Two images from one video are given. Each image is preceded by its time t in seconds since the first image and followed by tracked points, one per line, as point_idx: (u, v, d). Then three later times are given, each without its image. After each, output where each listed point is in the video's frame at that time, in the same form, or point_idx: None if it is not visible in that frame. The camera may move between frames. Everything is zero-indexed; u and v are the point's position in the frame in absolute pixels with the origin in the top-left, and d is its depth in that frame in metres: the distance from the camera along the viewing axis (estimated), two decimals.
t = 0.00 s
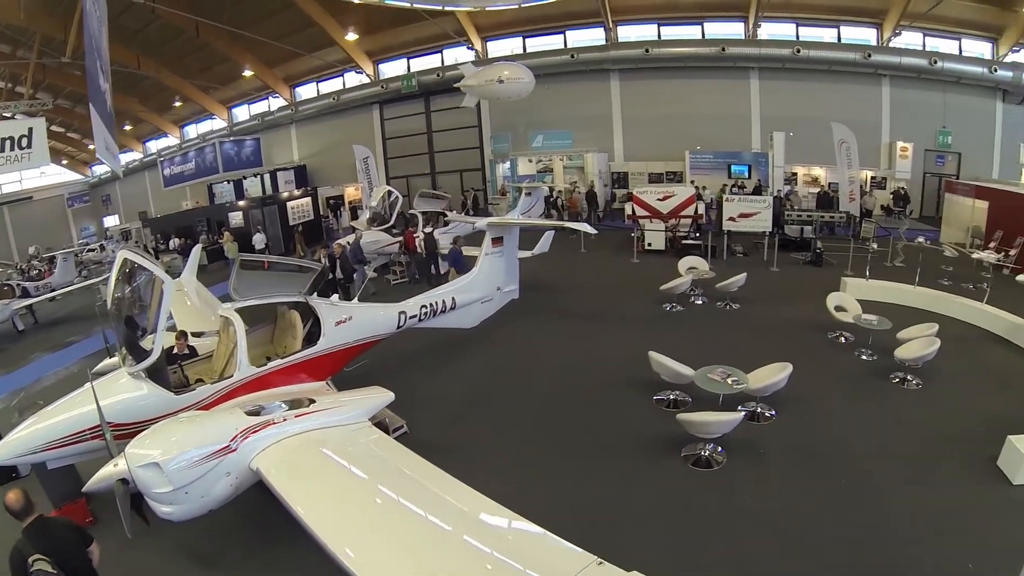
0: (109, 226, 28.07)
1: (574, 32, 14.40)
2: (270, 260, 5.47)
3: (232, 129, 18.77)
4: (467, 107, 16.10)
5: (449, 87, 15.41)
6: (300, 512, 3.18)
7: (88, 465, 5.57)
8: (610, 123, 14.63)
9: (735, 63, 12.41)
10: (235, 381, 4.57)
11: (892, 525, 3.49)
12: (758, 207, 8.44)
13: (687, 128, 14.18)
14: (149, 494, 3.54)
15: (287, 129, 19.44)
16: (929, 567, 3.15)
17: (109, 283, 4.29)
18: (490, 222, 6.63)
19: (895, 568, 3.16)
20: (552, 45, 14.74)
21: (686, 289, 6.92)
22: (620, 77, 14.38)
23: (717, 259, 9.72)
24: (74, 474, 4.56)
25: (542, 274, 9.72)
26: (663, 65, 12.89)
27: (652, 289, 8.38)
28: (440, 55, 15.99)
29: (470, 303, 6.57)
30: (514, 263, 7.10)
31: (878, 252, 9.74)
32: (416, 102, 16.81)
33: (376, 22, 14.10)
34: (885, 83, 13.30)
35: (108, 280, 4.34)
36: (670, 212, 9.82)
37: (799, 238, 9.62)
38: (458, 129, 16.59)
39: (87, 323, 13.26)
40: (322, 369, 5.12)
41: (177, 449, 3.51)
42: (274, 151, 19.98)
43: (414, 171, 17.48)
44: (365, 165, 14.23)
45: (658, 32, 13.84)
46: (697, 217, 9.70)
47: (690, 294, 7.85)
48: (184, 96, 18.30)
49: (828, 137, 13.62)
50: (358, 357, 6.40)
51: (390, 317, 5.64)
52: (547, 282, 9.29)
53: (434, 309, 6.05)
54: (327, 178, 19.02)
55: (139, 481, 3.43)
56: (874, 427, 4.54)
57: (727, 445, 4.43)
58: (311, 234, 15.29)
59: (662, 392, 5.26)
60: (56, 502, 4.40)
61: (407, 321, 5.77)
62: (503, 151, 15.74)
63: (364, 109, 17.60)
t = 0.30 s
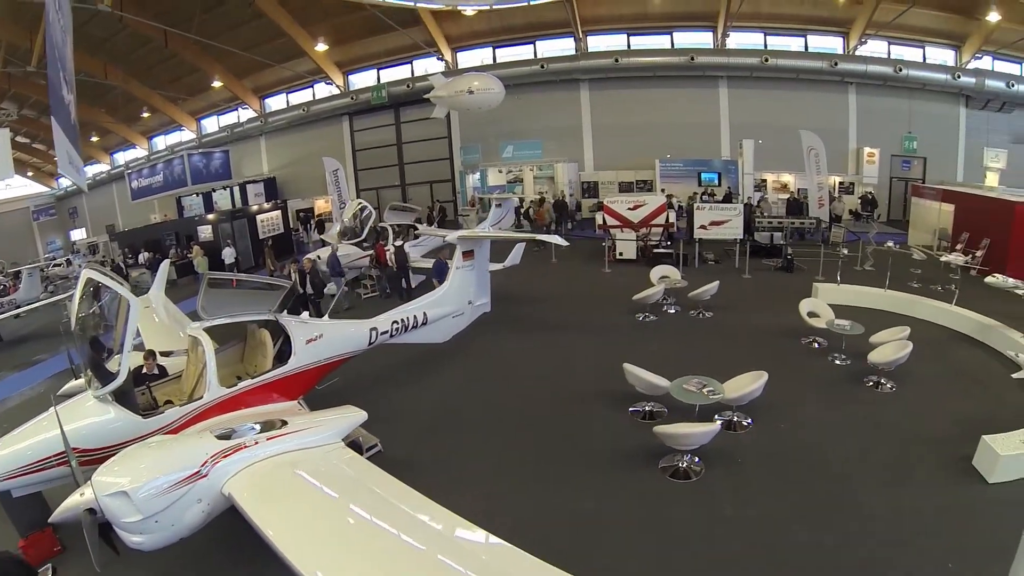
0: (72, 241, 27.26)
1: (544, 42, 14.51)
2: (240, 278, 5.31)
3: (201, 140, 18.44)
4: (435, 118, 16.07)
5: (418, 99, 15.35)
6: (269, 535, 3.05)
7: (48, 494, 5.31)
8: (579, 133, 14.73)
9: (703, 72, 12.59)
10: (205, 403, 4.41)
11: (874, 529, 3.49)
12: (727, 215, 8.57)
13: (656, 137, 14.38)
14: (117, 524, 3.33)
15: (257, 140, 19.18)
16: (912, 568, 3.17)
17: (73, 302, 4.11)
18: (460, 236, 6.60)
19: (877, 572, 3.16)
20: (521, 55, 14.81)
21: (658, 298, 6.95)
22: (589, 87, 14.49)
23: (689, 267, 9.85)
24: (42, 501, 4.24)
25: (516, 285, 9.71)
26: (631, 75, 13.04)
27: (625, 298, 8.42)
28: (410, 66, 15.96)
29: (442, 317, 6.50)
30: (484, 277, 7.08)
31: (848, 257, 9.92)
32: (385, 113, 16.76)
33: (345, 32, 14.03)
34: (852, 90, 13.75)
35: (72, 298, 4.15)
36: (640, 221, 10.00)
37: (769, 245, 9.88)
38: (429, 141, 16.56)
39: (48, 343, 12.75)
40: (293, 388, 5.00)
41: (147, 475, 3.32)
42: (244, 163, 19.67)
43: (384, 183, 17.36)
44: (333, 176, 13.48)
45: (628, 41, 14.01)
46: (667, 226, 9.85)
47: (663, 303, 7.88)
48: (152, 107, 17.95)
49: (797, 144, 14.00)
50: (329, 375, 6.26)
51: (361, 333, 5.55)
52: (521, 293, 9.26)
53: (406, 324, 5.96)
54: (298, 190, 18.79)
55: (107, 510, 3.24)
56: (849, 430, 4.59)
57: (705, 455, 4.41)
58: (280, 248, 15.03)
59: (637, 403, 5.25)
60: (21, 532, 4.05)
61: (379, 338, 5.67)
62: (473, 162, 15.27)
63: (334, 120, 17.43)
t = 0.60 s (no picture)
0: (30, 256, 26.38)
1: (513, 52, 14.57)
2: (208, 295, 5.16)
3: (169, 151, 18.06)
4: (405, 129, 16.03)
5: (388, 109, 15.28)
6: (237, 558, 2.94)
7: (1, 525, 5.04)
8: (548, 144, 14.81)
9: (672, 81, 12.75)
10: (173, 425, 4.26)
11: (853, 534, 3.51)
12: (698, 223, 8.69)
13: (627, 146, 14.54)
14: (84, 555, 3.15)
15: (226, 151, 18.86)
16: (892, 571, 3.18)
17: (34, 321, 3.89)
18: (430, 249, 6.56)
19: None
20: (491, 64, 14.85)
21: (631, 308, 6.97)
22: (558, 96, 14.59)
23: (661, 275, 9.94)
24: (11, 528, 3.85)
25: (490, 296, 9.69)
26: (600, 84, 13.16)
27: (598, 309, 8.44)
28: (379, 77, 15.89)
29: (414, 332, 6.41)
30: (455, 291, 7.03)
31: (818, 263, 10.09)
32: (354, 124, 16.67)
33: (315, 42, 13.96)
34: (819, 98, 14.10)
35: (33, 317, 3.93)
36: (611, 232, 10.14)
37: (739, 252, 10.13)
38: (400, 152, 16.47)
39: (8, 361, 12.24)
40: (264, 406, 4.87)
41: (114, 503, 3.15)
42: (212, 174, 19.31)
43: (354, 195, 17.21)
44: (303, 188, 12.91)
45: (597, 51, 14.13)
46: (638, 236, 10.10)
47: (635, 314, 7.91)
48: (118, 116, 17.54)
49: (764, 152, 14.33)
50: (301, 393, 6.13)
51: (332, 350, 5.44)
52: (495, 305, 9.23)
53: (377, 339, 5.87)
54: (268, 202, 18.52)
55: (72, 541, 3.06)
56: (822, 437, 4.63)
57: (681, 466, 4.39)
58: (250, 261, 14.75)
59: (612, 414, 5.24)
60: None
61: (350, 354, 5.56)
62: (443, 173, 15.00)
63: (304, 130, 17.25)
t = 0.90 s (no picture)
0: None
1: (482, 62, 14.63)
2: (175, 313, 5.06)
3: (136, 161, 17.67)
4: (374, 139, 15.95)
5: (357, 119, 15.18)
6: None
7: None
8: (517, 154, 14.86)
9: (642, 90, 12.90)
10: (140, 449, 4.11)
11: (830, 539, 3.53)
12: (668, 232, 8.77)
13: (597, 155, 14.66)
14: None
15: (194, 162, 18.54)
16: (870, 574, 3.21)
17: None
18: (401, 262, 6.52)
19: None
20: (460, 73, 14.86)
21: (603, 318, 7.00)
22: (527, 106, 14.67)
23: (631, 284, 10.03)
24: None
25: (463, 308, 9.67)
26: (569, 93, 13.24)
27: (570, 319, 8.46)
28: (349, 86, 15.81)
29: (384, 346, 6.33)
30: (424, 304, 6.98)
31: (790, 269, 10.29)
32: (323, 134, 16.55)
33: (283, 51, 13.85)
34: (787, 105, 14.41)
35: None
36: (580, 240, 10.13)
37: (709, 259, 10.30)
38: (370, 162, 16.36)
39: None
40: (233, 426, 4.75)
41: (81, 533, 3.02)
42: (180, 185, 18.94)
43: (323, 206, 17.04)
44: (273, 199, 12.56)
45: (567, 60, 14.24)
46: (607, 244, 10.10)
47: (606, 323, 7.94)
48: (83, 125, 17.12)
49: (733, 158, 14.58)
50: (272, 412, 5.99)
51: (302, 366, 5.34)
52: (468, 316, 9.19)
53: (347, 354, 5.77)
54: (238, 214, 18.23)
55: (38, 574, 2.92)
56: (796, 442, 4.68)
57: (657, 476, 4.39)
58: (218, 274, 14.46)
59: (587, 426, 5.23)
60: None
61: (320, 371, 5.46)
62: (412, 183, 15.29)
63: (273, 140, 17.05)
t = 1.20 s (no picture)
0: None
1: (451, 70, 14.65)
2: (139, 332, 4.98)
3: (101, 172, 17.26)
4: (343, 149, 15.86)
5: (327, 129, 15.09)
6: None
7: None
8: (487, 164, 14.90)
9: (611, 97, 13.03)
10: (107, 473, 3.97)
11: (810, 543, 3.56)
12: (637, 239, 8.85)
13: (567, 163, 14.77)
14: None
15: (161, 172, 18.18)
16: None
17: None
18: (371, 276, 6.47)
19: None
20: (428, 81, 14.84)
21: (574, 327, 7.02)
22: (496, 114, 14.73)
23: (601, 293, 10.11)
24: None
25: (436, 319, 9.64)
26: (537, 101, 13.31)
27: (543, 329, 8.49)
28: (319, 95, 15.71)
29: (356, 361, 6.26)
30: (396, 318, 6.93)
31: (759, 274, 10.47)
32: (293, 144, 16.40)
33: (252, 59, 13.67)
34: (755, 111, 14.69)
35: None
36: (551, 249, 10.25)
37: (679, 265, 10.40)
38: (340, 172, 16.26)
39: None
40: (202, 447, 4.65)
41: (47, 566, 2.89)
42: (147, 196, 18.56)
43: (293, 217, 16.87)
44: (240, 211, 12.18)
45: (536, 68, 14.33)
46: (577, 252, 10.20)
47: (578, 332, 7.96)
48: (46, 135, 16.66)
49: (700, 163, 14.77)
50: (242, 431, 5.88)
51: (273, 384, 5.26)
52: (441, 328, 9.16)
53: (319, 370, 5.69)
54: (207, 225, 17.93)
55: None
56: (771, 447, 4.72)
57: (634, 485, 4.39)
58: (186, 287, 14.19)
59: (562, 437, 5.22)
60: None
61: (291, 388, 5.37)
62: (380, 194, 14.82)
63: (243, 151, 16.85)
